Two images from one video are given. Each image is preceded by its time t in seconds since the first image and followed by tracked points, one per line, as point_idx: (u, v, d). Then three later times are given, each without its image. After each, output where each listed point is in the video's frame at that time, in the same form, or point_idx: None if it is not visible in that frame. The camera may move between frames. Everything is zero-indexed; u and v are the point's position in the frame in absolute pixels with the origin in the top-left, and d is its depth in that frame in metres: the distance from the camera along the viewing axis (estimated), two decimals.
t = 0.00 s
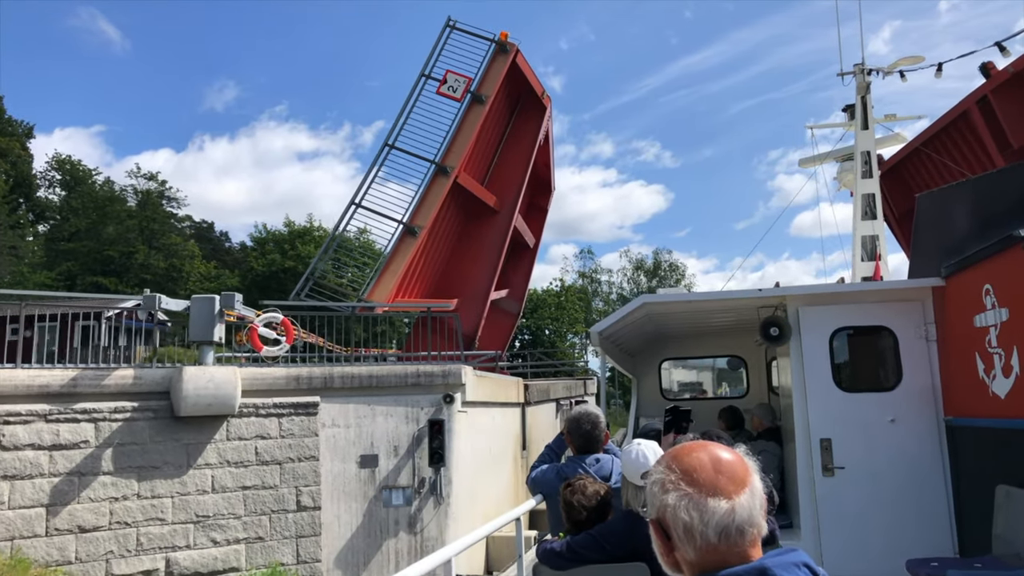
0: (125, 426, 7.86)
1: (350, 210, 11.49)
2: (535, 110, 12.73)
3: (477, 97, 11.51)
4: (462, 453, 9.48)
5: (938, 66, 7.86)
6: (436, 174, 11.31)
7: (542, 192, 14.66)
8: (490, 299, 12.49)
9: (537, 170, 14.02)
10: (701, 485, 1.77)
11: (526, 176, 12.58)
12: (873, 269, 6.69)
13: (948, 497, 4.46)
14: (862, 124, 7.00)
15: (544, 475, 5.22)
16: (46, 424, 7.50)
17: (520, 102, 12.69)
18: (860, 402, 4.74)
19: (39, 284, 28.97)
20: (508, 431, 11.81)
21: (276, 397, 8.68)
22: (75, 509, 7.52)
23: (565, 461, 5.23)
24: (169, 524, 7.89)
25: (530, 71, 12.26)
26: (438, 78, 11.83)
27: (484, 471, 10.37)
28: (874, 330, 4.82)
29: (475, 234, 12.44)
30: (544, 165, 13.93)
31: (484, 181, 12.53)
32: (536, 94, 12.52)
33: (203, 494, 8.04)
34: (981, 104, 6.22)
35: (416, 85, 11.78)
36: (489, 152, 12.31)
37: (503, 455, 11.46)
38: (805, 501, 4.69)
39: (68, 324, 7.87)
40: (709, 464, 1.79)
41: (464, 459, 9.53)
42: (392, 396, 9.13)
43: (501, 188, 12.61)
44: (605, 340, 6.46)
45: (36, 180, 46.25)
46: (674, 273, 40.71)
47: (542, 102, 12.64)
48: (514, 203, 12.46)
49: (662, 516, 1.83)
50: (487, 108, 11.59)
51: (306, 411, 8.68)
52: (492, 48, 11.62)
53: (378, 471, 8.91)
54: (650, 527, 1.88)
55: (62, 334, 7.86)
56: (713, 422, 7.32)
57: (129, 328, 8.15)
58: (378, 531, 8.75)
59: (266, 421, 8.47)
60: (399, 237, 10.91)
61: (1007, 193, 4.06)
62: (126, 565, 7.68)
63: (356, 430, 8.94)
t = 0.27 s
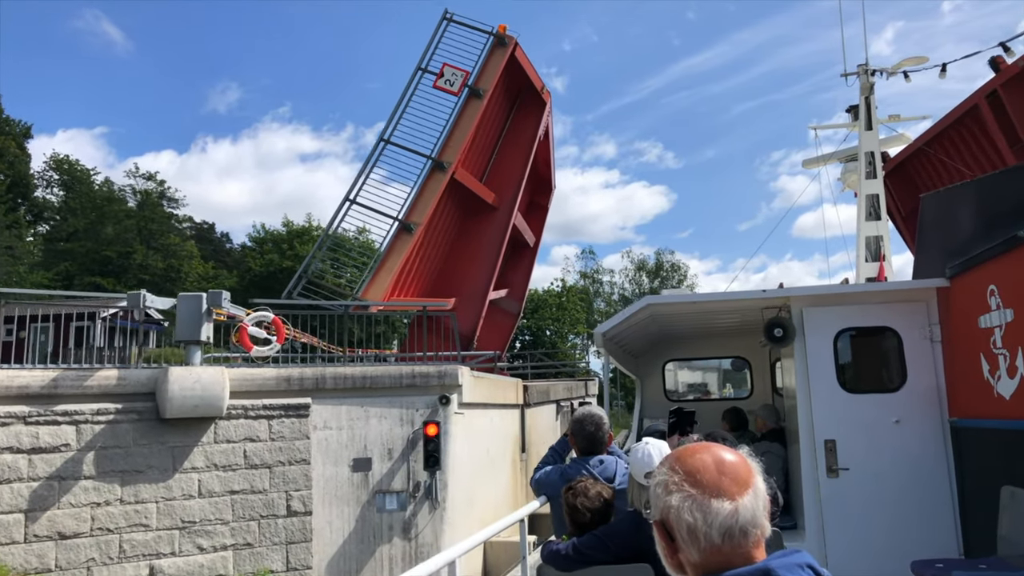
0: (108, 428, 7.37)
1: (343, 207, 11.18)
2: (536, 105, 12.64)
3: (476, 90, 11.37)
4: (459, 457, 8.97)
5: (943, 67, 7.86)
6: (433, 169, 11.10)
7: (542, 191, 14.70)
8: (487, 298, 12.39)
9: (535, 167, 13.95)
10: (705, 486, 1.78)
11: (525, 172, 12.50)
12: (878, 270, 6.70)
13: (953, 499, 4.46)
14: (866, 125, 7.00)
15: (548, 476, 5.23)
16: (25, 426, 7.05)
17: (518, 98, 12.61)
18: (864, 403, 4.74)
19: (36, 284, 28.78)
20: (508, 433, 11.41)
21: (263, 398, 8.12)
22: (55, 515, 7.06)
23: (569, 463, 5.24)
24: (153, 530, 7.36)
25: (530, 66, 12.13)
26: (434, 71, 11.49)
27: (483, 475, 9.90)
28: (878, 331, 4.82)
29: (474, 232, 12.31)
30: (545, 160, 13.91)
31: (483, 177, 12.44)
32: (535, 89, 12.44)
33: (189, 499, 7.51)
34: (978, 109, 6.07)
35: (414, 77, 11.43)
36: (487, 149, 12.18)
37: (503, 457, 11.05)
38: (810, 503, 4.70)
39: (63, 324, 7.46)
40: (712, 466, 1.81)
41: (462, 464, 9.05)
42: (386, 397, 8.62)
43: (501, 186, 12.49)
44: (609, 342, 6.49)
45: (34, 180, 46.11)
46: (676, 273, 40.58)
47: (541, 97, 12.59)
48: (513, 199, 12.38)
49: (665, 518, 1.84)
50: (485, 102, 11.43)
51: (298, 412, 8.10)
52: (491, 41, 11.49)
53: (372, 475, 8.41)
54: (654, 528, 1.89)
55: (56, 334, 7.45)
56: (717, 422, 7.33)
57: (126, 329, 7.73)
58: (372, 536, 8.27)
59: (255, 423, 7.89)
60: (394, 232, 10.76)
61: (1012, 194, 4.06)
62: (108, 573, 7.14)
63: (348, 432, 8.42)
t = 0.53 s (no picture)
0: (89, 430, 6.91)
1: (338, 201, 11.56)
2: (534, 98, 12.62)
3: (472, 83, 11.37)
4: (454, 458, 8.68)
5: (947, 66, 7.86)
6: (429, 164, 11.11)
7: (542, 187, 14.67)
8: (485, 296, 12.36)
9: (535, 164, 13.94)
10: (713, 486, 1.83)
11: (524, 169, 12.49)
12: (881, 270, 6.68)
13: (959, 499, 4.47)
14: (870, 124, 7.00)
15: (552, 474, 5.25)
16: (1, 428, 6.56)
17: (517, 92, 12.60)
18: (869, 403, 4.74)
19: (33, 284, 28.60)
20: (505, 434, 11.14)
21: (251, 399, 7.79)
22: (33, 520, 6.60)
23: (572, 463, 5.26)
24: (136, 536, 6.94)
25: (528, 59, 12.11)
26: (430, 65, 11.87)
27: (480, 477, 9.61)
28: (883, 331, 4.82)
29: (472, 230, 12.28)
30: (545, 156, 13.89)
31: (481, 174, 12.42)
32: (535, 82, 12.41)
33: (174, 503, 7.12)
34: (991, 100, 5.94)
35: (409, 71, 11.86)
36: (485, 144, 12.16)
37: (501, 459, 10.78)
38: (814, 503, 4.71)
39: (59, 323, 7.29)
40: (719, 465, 1.87)
41: (457, 466, 8.78)
42: (379, 398, 8.36)
43: (500, 182, 12.46)
44: (613, 342, 6.51)
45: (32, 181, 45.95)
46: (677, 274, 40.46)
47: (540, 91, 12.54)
48: (512, 195, 12.37)
49: (673, 518, 1.89)
50: (482, 95, 11.44)
51: (287, 413, 7.79)
52: (488, 33, 11.49)
53: (365, 478, 8.14)
54: (661, 528, 1.94)
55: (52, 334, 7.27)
56: (722, 423, 7.33)
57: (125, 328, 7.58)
58: (365, 542, 7.99)
59: (244, 424, 7.54)
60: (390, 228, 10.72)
61: (1016, 193, 4.07)
62: None
63: (341, 434, 8.14)
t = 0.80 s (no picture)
0: (68, 433, 6.81)
1: (329, 197, 10.61)
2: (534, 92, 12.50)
3: (469, 75, 11.18)
4: (451, 461, 8.58)
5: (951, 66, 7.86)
6: (425, 158, 10.92)
7: (543, 183, 14.62)
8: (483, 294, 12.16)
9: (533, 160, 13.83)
10: (720, 488, 1.83)
11: (523, 165, 12.36)
12: (887, 269, 6.74)
13: (964, 500, 4.45)
14: (874, 124, 7.00)
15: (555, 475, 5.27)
16: None
17: (515, 86, 12.46)
18: (875, 404, 4.73)
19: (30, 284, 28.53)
20: (503, 437, 10.97)
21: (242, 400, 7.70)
22: (10, 526, 6.50)
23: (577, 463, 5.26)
24: (117, 543, 6.83)
25: (526, 52, 11.97)
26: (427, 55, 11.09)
27: (478, 479, 9.46)
28: (888, 331, 4.81)
29: (470, 226, 12.11)
30: (546, 150, 13.84)
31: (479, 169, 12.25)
32: (535, 75, 12.28)
33: (157, 508, 7.00)
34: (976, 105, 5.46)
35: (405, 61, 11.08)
36: (483, 139, 12.02)
37: (499, 463, 10.64)
38: (819, 504, 4.69)
39: (54, 323, 7.31)
40: (727, 468, 1.86)
41: (455, 467, 8.69)
42: (372, 399, 8.24)
43: (499, 178, 12.31)
44: (618, 343, 6.50)
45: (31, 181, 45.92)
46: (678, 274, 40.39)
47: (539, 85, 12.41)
48: (511, 191, 12.22)
49: (680, 521, 1.89)
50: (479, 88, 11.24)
51: (277, 414, 7.68)
52: (486, 24, 11.32)
53: (357, 481, 7.99)
54: (669, 531, 1.93)
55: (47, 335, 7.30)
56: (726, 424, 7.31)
57: (119, 327, 7.40)
58: (356, 548, 7.83)
59: (231, 426, 7.43)
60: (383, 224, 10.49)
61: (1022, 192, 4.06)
62: None
63: (333, 436, 8.01)
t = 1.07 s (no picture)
0: (47, 434, 6.53)
1: (323, 189, 10.83)
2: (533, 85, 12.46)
3: (467, 67, 11.09)
4: (447, 464, 8.35)
5: (954, 66, 7.83)
6: (421, 151, 10.80)
7: (542, 180, 14.66)
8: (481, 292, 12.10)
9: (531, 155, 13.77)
10: (729, 488, 1.83)
11: (521, 160, 12.31)
12: (892, 269, 6.73)
13: (970, 500, 4.44)
14: (878, 123, 6.98)
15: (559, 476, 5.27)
16: None
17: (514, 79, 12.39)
18: (880, 404, 4.73)
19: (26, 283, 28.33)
20: (501, 438, 10.73)
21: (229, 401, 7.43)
22: None
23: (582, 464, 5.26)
24: (96, 549, 6.56)
25: (525, 44, 11.91)
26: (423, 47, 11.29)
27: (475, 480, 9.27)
28: (893, 331, 4.81)
29: (468, 222, 12.05)
30: (545, 145, 13.81)
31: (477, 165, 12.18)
32: (534, 68, 12.24)
33: (139, 513, 6.72)
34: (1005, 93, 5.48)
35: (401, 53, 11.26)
36: (481, 134, 11.98)
37: (496, 464, 10.41)
38: (824, 504, 4.68)
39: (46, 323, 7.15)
40: (735, 469, 1.86)
41: (452, 469, 8.52)
42: (365, 399, 7.99)
43: (497, 173, 12.25)
44: (622, 343, 6.50)
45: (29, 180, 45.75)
46: (680, 274, 40.27)
47: (538, 77, 12.38)
48: (510, 186, 12.15)
49: (689, 521, 1.88)
50: (477, 79, 11.12)
51: (267, 415, 7.39)
52: (484, 16, 11.25)
53: (348, 484, 7.73)
54: (678, 532, 1.93)
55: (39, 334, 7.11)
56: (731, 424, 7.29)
57: (112, 327, 7.37)
58: (348, 554, 7.59)
59: (217, 427, 7.13)
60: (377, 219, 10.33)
61: None
62: None
63: (324, 437, 7.76)
